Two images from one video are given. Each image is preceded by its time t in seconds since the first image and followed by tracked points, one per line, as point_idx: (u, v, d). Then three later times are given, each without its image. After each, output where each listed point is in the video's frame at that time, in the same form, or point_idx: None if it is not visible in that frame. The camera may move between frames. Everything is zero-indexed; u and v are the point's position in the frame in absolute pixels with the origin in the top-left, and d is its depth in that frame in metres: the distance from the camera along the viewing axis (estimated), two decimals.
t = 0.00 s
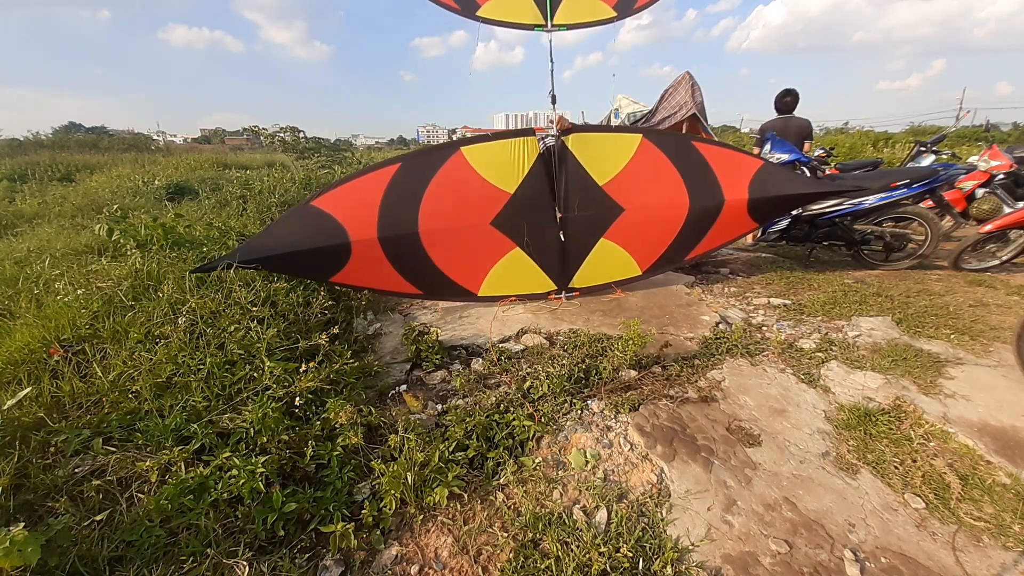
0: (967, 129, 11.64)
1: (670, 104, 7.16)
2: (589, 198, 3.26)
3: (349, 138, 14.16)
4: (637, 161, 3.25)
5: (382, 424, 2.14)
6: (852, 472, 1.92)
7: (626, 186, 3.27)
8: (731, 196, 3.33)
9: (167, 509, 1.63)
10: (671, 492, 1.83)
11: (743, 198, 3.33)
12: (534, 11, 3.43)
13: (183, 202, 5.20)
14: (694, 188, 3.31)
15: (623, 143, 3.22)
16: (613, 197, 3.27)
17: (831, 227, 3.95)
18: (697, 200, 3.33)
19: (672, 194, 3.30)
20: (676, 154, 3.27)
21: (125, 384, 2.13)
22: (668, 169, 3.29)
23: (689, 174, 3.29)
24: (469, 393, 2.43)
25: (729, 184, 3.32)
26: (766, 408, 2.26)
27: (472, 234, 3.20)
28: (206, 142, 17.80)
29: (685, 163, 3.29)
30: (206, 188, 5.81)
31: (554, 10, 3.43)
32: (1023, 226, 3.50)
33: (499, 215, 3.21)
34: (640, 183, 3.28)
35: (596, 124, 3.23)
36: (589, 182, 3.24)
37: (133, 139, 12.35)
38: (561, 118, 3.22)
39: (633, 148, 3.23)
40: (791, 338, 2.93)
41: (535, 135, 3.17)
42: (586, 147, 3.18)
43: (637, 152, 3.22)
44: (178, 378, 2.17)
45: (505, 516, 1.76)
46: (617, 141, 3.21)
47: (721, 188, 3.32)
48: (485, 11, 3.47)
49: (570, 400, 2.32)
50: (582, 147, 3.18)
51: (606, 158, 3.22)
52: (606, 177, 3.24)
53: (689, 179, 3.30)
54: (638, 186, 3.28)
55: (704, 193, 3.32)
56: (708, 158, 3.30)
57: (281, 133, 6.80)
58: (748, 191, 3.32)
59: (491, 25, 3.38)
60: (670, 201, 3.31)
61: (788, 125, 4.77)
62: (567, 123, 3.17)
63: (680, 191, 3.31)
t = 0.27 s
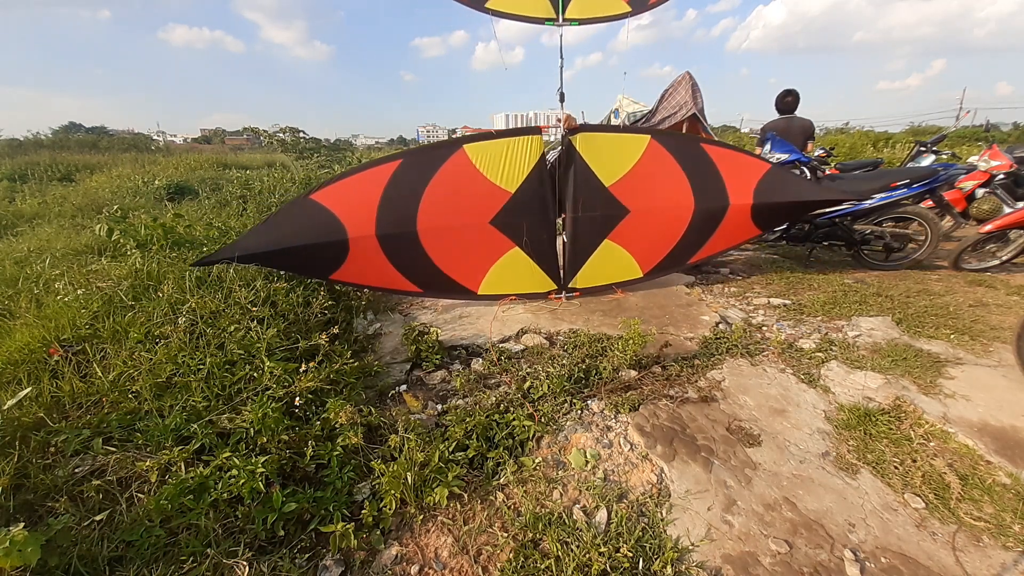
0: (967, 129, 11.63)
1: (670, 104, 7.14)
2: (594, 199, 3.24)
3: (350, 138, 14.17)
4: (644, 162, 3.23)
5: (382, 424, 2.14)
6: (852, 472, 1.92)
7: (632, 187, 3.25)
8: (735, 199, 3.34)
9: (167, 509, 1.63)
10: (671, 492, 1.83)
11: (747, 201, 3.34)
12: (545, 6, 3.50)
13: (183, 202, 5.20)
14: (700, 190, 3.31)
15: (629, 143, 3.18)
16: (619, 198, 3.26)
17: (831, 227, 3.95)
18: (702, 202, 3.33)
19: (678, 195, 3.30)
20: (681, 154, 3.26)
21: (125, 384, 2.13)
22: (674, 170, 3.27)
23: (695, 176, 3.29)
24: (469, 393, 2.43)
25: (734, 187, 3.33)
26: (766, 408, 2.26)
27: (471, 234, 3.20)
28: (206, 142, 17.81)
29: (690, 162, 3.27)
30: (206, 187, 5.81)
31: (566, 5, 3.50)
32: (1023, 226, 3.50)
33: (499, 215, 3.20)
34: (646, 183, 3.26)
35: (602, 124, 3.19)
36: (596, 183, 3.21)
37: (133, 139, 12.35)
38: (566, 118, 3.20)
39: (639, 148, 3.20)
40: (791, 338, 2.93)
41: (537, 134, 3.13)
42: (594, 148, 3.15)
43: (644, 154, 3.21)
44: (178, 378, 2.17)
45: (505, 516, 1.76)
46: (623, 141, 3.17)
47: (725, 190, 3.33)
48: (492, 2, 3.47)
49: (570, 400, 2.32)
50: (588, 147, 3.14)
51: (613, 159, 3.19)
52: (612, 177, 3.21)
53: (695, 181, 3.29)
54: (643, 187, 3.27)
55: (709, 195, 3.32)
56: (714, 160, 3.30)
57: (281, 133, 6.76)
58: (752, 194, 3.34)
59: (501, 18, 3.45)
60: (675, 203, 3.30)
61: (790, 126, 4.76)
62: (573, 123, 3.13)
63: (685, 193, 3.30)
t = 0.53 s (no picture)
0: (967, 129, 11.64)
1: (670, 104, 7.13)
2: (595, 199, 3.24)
3: (350, 138, 14.17)
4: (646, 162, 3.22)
5: (382, 424, 2.14)
6: (852, 472, 1.92)
7: (634, 187, 3.25)
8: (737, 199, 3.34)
9: (167, 509, 1.63)
10: (671, 492, 1.83)
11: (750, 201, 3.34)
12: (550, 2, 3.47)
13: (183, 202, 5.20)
14: (702, 190, 3.31)
15: (632, 142, 3.17)
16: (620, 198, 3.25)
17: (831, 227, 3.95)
18: (704, 202, 3.32)
19: (680, 195, 3.29)
20: (684, 153, 3.25)
21: (125, 384, 2.13)
22: (677, 170, 3.26)
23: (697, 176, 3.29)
24: (469, 393, 2.43)
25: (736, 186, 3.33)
26: (766, 408, 2.26)
27: (471, 234, 3.20)
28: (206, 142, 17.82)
29: (693, 161, 3.27)
30: (206, 187, 5.81)
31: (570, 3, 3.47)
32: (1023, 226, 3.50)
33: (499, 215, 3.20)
34: (648, 183, 3.26)
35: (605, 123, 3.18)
36: (598, 183, 3.21)
37: (132, 139, 12.35)
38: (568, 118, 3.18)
39: (641, 147, 3.20)
40: (791, 338, 2.93)
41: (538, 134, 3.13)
42: (596, 147, 3.14)
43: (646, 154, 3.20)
44: (178, 378, 2.17)
45: (505, 516, 1.76)
46: (626, 140, 3.17)
47: (728, 191, 3.33)
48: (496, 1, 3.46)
49: (570, 400, 2.32)
50: (590, 147, 3.13)
51: (615, 159, 3.18)
52: (614, 177, 3.21)
53: (697, 181, 3.29)
54: (645, 187, 3.26)
55: (711, 195, 3.32)
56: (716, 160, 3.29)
57: (281, 133, 6.73)
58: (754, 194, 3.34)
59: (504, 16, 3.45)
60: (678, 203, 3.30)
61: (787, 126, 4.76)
62: (576, 123, 3.13)
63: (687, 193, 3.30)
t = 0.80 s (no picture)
0: (967, 129, 11.64)
1: (670, 104, 7.13)
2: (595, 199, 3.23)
3: (349, 138, 14.18)
4: (646, 162, 3.22)
5: (382, 424, 2.14)
6: (852, 472, 1.92)
7: (634, 187, 3.25)
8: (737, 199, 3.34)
9: (167, 509, 1.63)
10: (671, 492, 1.83)
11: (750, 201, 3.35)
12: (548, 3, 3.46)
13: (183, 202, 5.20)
14: (702, 190, 3.31)
15: (632, 142, 3.17)
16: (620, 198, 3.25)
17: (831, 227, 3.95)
18: (704, 203, 3.33)
19: (680, 196, 3.30)
20: (684, 152, 3.25)
21: (125, 384, 2.13)
22: (676, 170, 3.26)
23: (697, 176, 3.29)
24: (469, 393, 2.43)
25: (737, 187, 3.33)
26: (766, 408, 2.26)
27: (471, 234, 3.20)
28: (206, 142, 17.83)
29: (693, 161, 3.27)
30: (206, 187, 5.81)
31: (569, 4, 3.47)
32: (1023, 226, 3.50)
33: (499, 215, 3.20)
34: (648, 183, 3.26)
35: (605, 123, 3.18)
36: (598, 183, 3.21)
37: (132, 139, 12.35)
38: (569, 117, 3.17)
39: (641, 147, 3.19)
40: (791, 338, 2.93)
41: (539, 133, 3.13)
42: (596, 147, 3.14)
43: (646, 154, 3.20)
44: (178, 378, 2.17)
45: (505, 516, 1.76)
46: (626, 140, 3.17)
47: (728, 191, 3.33)
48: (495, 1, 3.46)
49: (570, 400, 2.32)
50: (590, 146, 3.13)
51: (615, 159, 3.18)
52: (614, 177, 3.21)
53: (697, 181, 3.29)
54: (645, 187, 3.26)
55: (711, 195, 3.32)
56: (716, 161, 3.29)
57: (281, 133, 6.75)
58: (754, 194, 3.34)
59: (503, 16, 3.44)
60: (678, 203, 3.30)
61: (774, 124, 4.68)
62: (576, 123, 3.12)
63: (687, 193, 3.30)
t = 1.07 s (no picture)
0: (967, 129, 11.63)
1: (670, 104, 7.12)
2: (594, 199, 3.23)
3: (350, 138, 14.19)
4: (644, 162, 3.23)
5: (382, 424, 2.14)
6: (852, 472, 1.92)
7: (632, 187, 3.25)
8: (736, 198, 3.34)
9: (167, 509, 1.63)
10: (671, 492, 1.83)
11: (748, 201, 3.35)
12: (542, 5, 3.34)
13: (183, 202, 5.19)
14: (701, 189, 3.31)
15: (631, 140, 3.18)
16: (619, 198, 3.26)
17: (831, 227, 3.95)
18: (703, 202, 3.33)
19: (678, 195, 3.30)
20: (684, 151, 3.25)
21: (125, 384, 2.13)
22: (675, 170, 3.27)
23: (696, 175, 3.29)
24: (469, 393, 2.43)
25: (735, 186, 3.33)
26: (766, 408, 2.26)
27: (470, 234, 3.20)
28: (207, 142, 17.84)
29: (693, 159, 3.27)
30: (206, 187, 5.81)
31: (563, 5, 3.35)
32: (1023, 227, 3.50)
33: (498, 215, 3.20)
34: (646, 183, 3.26)
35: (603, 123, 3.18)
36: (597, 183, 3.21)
37: (133, 139, 12.35)
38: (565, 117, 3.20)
39: (640, 146, 3.20)
40: (791, 338, 2.93)
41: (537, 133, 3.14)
42: (594, 147, 3.15)
43: (644, 153, 3.21)
44: (178, 378, 2.17)
45: (505, 516, 1.76)
46: (624, 140, 3.17)
47: (727, 191, 3.33)
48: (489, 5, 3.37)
49: (570, 400, 2.32)
50: (588, 146, 3.14)
51: (614, 158, 3.18)
52: (612, 177, 3.21)
53: (696, 181, 3.29)
54: (644, 187, 3.27)
55: (710, 195, 3.32)
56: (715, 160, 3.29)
57: (281, 133, 6.75)
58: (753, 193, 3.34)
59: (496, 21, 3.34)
60: (676, 203, 3.31)
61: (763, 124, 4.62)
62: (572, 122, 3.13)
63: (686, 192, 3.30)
